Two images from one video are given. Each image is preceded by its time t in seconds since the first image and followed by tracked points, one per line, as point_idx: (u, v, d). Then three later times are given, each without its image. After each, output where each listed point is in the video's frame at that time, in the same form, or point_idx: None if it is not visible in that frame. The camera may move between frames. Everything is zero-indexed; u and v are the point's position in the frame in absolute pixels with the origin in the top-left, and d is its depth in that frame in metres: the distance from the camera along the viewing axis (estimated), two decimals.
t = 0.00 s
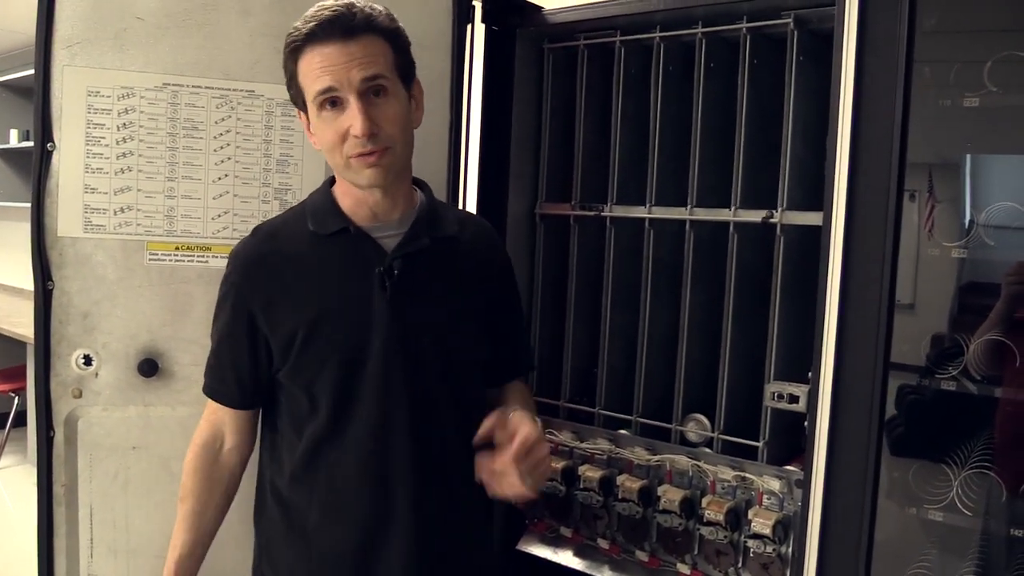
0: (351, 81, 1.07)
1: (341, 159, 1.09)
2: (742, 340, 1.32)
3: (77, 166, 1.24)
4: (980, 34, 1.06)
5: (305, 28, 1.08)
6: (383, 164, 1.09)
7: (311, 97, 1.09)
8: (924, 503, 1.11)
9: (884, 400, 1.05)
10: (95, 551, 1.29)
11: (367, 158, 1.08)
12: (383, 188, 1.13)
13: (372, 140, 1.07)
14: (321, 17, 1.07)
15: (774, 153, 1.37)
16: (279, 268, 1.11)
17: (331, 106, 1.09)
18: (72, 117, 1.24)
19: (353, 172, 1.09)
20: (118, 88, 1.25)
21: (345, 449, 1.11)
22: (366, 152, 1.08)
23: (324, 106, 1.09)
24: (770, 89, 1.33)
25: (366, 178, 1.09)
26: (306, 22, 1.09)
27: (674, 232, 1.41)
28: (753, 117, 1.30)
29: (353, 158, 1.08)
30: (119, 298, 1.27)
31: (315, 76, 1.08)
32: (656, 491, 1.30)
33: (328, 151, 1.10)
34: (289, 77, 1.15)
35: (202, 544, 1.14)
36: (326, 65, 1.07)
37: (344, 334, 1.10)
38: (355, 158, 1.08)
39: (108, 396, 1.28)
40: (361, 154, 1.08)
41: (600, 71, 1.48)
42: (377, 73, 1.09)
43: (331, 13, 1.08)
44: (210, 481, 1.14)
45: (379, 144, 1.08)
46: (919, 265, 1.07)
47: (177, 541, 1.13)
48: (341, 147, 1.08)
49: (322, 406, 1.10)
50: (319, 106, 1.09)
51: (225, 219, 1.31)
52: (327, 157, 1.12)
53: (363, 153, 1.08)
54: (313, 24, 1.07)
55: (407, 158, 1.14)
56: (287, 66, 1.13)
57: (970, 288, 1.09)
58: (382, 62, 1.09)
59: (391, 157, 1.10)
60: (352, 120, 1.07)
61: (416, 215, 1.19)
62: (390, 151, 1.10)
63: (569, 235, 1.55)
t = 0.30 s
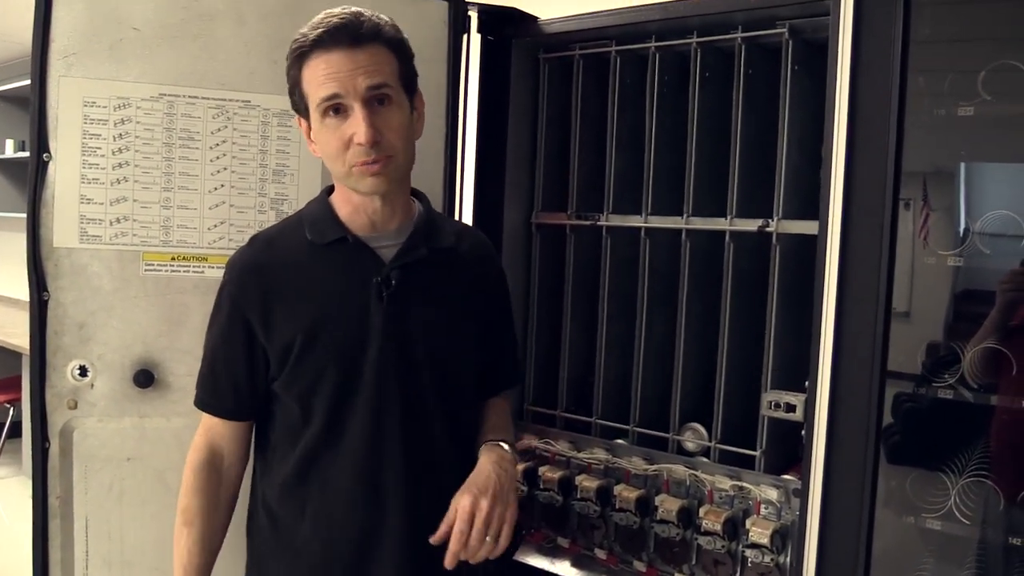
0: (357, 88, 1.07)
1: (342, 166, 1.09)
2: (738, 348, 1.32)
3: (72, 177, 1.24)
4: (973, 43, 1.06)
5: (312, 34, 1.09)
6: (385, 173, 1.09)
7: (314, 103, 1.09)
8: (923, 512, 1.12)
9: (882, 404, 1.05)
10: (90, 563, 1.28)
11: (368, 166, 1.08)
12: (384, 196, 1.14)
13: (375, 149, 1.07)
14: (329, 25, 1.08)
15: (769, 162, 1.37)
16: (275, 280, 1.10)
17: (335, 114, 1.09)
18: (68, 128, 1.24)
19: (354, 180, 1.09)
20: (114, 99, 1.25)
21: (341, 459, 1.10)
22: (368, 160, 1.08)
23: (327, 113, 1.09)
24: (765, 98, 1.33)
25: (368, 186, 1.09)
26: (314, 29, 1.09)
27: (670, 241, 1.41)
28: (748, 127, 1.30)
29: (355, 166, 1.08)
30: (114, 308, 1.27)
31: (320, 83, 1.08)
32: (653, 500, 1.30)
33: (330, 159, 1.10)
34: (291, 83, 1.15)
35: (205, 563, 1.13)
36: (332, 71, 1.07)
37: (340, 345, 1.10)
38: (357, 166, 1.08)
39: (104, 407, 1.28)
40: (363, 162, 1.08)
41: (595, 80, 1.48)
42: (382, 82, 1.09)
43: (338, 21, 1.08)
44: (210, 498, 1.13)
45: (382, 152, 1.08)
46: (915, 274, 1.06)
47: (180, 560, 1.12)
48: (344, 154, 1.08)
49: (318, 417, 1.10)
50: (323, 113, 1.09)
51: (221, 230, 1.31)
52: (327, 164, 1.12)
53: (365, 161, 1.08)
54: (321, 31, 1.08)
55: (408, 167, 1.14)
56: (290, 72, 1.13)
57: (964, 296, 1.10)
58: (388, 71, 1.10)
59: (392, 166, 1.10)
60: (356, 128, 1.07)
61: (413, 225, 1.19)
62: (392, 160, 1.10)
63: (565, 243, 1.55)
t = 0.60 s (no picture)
0: (353, 102, 1.08)
1: (339, 179, 1.09)
2: (735, 362, 1.32)
3: (69, 188, 1.24)
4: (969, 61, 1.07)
5: (311, 47, 1.09)
6: (380, 188, 1.09)
7: (311, 116, 1.10)
8: (919, 527, 1.10)
9: (880, 418, 1.06)
10: None
11: (363, 180, 1.08)
12: (381, 209, 1.14)
13: (370, 163, 1.07)
14: (328, 38, 1.08)
15: (766, 178, 1.37)
16: (272, 293, 1.09)
17: (331, 127, 1.09)
18: (66, 139, 1.24)
19: (349, 194, 1.10)
20: (112, 110, 1.25)
21: (336, 473, 1.10)
22: (364, 174, 1.08)
23: (324, 127, 1.09)
24: (762, 113, 1.34)
25: (362, 201, 1.09)
26: (313, 42, 1.10)
27: (667, 255, 1.41)
28: (745, 141, 1.31)
29: (350, 179, 1.08)
30: (110, 320, 1.26)
31: (318, 96, 1.08)
32: (650, 515, 1.29)
33: (326, 171, 1.11)
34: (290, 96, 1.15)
35: None
36: (329, 85, 1.08)
37: (337, 358, 1.09)
38: (352, 180, 1.08)
39: (98, 419, 1.27)
40: (358, 176, 1.08)
41: (593, 94, 1.49)
42: (379, 96, 1.09)
43: (338, 35, 1.09)
44: (220, 516, 1.09)
45: (377, 166, 1.08)
46: (911, 288, 1.07)
47: None
48: (340, 167, 1.08)
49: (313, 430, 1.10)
50: (319, 126, 1.09)
51: (217, 241, 1.31)
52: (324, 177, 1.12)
53: (360, 175, 1.08)
54: (320, 44, 1.08)
55: (405, 181, 1.15)
56: (290, 85, 1.14)
57: (960, 310, 1.08)
58: (386, 85, 1.10)
59: (388, 181, 1.10)
60: (352, 141, 1.07)
61: (411, 238, 1.19)
62: (387, 175, 1.10)
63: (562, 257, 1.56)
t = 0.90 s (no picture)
0: (369, 104, 1.08)
1: (351, 181, 1.08)
2: (731, 369, 1.32)
3: (62, 190, 1.23)
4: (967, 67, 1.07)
5: (321, 49, 1.08)
6: (394, 189, 1.10)
7: (323, 118, 1.08)
8: (915, 534, 1.07)
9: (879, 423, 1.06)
10: None
11: (378, 181, 1.08)
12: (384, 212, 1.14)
13: (387, 164, 1.08)
14: (340, 40, 1.08)
15: (762, 184, 1.37)
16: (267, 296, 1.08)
17: (343, 129, 1.08)
18: (60, 141, 1.23)
19: (362, 195, 1.09)
20: (107, 112, 1.24)
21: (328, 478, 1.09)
22: (380, 175, 1.08)
23: (336, 129, 1.08)
24: (758, 119, 1.34)
25: (377, 202, 1.09)
26: (322, 45, 1.09)
27: (663, 261, 1.41)
28: (741, 147, 1.31)
29: (365, 181, 1.08)
30: (103, 323, 1.26)
31: (331, 98, 1.07)
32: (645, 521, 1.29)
33: (334, 173, 1.09)
34: (289, 98, 1.13)
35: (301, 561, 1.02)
36: (344, 87, 1.07)
37: (332, 363, 1.08)
38: (366, 181, 1.08)
39: (90, 423, 1.26)
40: (374, 177, 1.08)
41: (589, 99, 1.49)
42: (391, 98, 1.10)
43: (350, 38, 1.09)
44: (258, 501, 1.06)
45: (393, 168, 1.09)
46: (908, 295, 1.06)
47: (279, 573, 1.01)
48: (354, 168, 1.08)
49: (304, 434, 1.08)
50: (331, 128, 1.08)
51: (212, 244, 1.30)
52: (330, 179, 1.11)
53: (376, 176, 1.08)
54: (332, 46, 1.08)
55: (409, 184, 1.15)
56: (290, 87, 1.12)
57: (955, 317, 1.06)
58: (396, 89, 1.11)
59: (400, 183, 1.11)
60: (369, 143, 1.07)
61: (406, 242, 1.19)
62: (400, 176, 1.11)
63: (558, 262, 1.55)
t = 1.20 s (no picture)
0: (349, 111, 1.07)
1: (332, 186, 1.09)
2: (728, 370, 1.31)
3: (58, 190, 1.23)
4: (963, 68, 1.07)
5: (306, 55, 1.08)
6: (374, 195, 1.10)
7: (305, 123, 1.09)
8: (913, 535, 1.07)
9: (875, 426, 1.05)
10: None
11: (357, 188, 1.09)
12: (373, 215, 1.14)
13: (365, 172, 1.08)
14: (324, 46, 1.08)
15: (759, 185, 1.37)
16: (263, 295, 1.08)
17: (325, 135, 1.08)
18: (56, 140, 1.23)
19: (343, 200, 1.10)
20: (103, 112, 1.24)
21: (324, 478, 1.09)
22: (358, 182, 1.08)
23: (319, 134, 1.09)
24: (755, 120, 1.34)
25: (356, 207, 1.10)
26: (307, 50, 1.08)
27: (660, 262, 1.41)
28: (738, 148, 1.31)
29: (344, 187, 1.09)
30: (99, 322, 1.25)
31: (313, 104, 1.08)
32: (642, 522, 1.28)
33: (318, 177, 1.10)
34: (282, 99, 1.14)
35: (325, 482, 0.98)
36: (325, 93, 1.07)
37: (328, 363, 1.09)
38: (346, 187, 1.09)
39: (86, 423, 1.26)
40: (353, 183, 1.08)
41: (587, 100, 1.49)
42: (374, 105, 1.09)
43: (333, 44, 1.08)
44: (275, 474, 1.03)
45: (371, 175, 1.09)
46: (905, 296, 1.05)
47: (307, 491, 0.96)
48: (334, 174, 1.08)
49: (301, 434, 1.09)
50: (314, 133, 1.09)
51: (208, 244, 1.30)
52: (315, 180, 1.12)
53: (355, 182, 1.08)
54: (315, 52, 1.07)
55: (397, 187, 1.15)
56: (282, 90, 1.13)
57: (952, 319, 1.06)
58: (381, 94, 1.10)
59: (382, 189, 1.11)
60: (347, 150, 1.07)
61: (400, 244, 1.19)
62: (381, 183, 1.10)
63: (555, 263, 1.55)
